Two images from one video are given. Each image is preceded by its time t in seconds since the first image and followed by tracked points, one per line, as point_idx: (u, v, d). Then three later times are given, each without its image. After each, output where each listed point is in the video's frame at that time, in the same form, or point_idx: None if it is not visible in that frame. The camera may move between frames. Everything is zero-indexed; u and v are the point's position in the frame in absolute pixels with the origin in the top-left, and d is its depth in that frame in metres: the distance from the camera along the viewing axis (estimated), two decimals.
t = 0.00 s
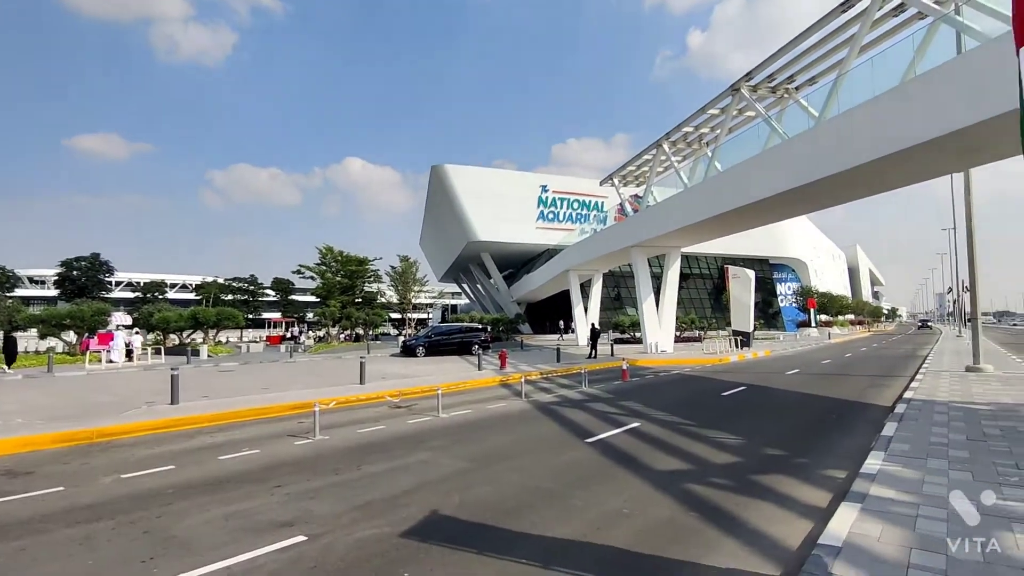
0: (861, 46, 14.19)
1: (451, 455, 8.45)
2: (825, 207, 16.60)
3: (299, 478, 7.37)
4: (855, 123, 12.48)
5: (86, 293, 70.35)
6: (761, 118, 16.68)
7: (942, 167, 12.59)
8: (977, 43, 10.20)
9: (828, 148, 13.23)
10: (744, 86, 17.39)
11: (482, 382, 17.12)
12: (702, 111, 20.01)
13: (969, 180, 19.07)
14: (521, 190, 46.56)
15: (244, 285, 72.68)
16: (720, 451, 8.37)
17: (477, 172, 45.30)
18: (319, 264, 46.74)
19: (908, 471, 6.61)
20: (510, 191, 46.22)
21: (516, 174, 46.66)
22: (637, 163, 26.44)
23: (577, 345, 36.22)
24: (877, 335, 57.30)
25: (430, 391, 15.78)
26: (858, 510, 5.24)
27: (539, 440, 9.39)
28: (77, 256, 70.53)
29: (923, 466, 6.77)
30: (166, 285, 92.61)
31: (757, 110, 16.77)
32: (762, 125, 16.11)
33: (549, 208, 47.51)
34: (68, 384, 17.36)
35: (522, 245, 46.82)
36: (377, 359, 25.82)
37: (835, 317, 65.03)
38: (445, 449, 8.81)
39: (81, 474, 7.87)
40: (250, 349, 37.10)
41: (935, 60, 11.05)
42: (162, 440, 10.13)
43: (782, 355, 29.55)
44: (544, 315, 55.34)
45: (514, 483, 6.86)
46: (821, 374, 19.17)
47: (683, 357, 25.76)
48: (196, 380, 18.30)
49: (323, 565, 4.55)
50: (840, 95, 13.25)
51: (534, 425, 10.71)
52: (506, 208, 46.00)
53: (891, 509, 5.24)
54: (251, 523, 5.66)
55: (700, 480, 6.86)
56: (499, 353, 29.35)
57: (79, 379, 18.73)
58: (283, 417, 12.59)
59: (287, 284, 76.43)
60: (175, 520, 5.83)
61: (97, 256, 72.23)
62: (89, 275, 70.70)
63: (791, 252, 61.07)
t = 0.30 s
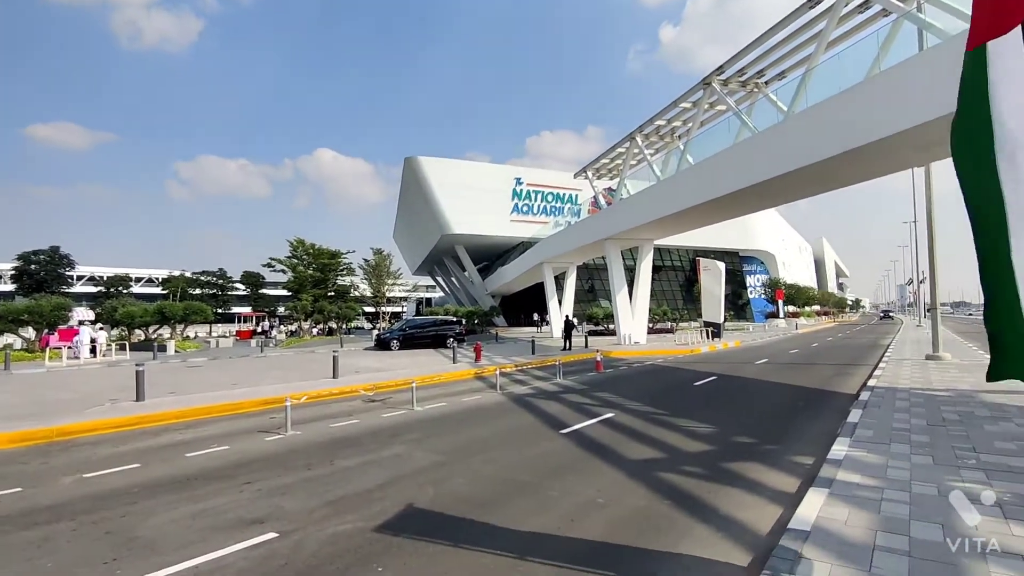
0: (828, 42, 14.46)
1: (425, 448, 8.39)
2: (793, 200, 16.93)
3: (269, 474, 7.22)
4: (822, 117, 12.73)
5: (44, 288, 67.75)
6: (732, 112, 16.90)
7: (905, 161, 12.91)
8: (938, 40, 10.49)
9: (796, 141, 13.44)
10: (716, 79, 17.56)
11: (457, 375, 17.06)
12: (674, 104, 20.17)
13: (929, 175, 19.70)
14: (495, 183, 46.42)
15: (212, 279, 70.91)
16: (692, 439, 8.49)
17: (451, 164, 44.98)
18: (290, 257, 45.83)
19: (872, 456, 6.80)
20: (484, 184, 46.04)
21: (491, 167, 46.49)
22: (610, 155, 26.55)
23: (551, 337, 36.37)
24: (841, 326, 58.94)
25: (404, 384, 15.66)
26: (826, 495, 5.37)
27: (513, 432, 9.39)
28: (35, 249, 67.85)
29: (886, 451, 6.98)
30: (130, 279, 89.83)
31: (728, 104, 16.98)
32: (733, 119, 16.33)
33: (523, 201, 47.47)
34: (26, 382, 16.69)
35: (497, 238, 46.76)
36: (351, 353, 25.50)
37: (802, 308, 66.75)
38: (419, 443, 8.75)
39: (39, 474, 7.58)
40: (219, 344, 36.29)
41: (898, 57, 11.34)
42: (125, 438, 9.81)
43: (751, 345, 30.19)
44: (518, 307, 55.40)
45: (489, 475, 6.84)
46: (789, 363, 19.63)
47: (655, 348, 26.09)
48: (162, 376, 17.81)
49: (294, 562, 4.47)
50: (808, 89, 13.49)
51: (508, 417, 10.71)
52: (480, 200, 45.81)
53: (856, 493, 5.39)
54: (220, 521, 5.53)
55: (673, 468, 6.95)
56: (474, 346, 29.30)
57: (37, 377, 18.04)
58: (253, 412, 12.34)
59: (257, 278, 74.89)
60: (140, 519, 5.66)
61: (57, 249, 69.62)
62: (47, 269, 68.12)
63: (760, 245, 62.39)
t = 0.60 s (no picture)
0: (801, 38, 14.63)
1: (398, 440, 8.28)
2: (764, 195, 17.15)
3: (236, 468, 7.04)
4: (794, 111, 12.88)
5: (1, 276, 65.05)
6: (706, 106, 17.02)
7: (873, 156, 13.16)
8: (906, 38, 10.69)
9: (769, 136, 13.58)
10: (691, 73, 17.65)
11: (430, 366, 16.92)
12: (650, 97, 20.23)
13: (895, 171, 20.18)
14: (471, 173, 46.09)
15: (179, 268, 69.01)
16: (665, 430, 8.56)
17: (426, 153, 44.54)
18: (261, 247, 44.80)
19: (838, 445, 6.95)
20: (461, 174, 45.70)
21: (467, 157, 46.14)
22: (586, 147, 26.56)
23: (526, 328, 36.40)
24: (809, 319, 60.37)
25: (376, 375, 15.46)
26: (794, 484, 5.46)
27: (487, 423, 9.33)
28: None
29: (852, 441, 7.14)
30: (93, 268, 86.95)
31: (703, 97, 17.10)
32: (707, 113, 16.46)
33: (499, 192, 47.25)
34: None
35: (473, 229, 46.50)
36: (323, 345, 25.12)
37: (771, 301, 68.24)
38: (391, 435, 8.63)
39: None
40: (186, 335, 35.37)
41: (868, 54, 11.54)
42: (84, 432, 9.47)
43: (723, 337, 30.69)
44: (494, 299, 55.30)
45: (461, 467, 6.78)
46: (760, 355, 19.98)
47: (629, 340, 26.30)
48: (126, 368, 17.26)
49: (259, 558, 4.34)
50: (781, 84, 13.66)
51: (482, 408, 10.64)
52: (455, 191, 45.45)
53: (824, 482, 5.49)
54: (182, 517, 5.36)
55: (646, 459, 7.00)
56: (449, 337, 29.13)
57: None
58: (220, 404, 12.03)
59: (227, 268, 73.22)
60: (97, 516, 5.44)
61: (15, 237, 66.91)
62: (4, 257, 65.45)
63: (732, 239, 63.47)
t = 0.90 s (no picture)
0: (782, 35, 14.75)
1: (377, 433, 8.20)
2: (744, 191, 17.30)
3: (211, 462, 6.90)
4: (775, 107, 12.98)
5: None
6: (688, 102, 17.09)
7: (850, 154, 13.32)
8: (884, 37, 10.85)
9: (750, 132, 13.68)
10: (674, 68, 17.71)
11: (410, 359, 16.81)
12: (633, 92, 20.26)
13: (872, 169, 20.53)
14: (454, 166, 45.86)
15: (155, 258, 67.60)
16: (644, 423, 8.61)
17: (408, 145, 44.17)
18: (239, 237, 44.01)
19: (814, 438, 7.06)
20: (443, 166, 45.44)
21: (449, 149, 45.88)
22: (569, 142, 26.57)
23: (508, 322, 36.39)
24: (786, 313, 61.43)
25: (356, 368, 15.31)
26: (770, 477, 5.52)
27: (468, 416, 9.29)
28: None
29: (827, 433, 7.26)
30: (64, 258, 84.68)
31: (685, 93, 17.17)
32: (689, 108, 16.54)
33: (482, 185, 47.10)
34: None
35: (455, 222, 46.28)
36: (303, 337, 24.80)
37: (749, 296, 69.29)
38: (370, 428, 8.54)
39: None
40: (162, 327, 34.63)
41: (848, 52, 11.69)
42: (53, 425, 9.21)
43: (702, 331, 31.04)
44: (475, 292, 55.17)
45: (440, 460, 6.73)
46: (738, 349, 20.24)
47: (609, 334, 26.44)
48: (98, 360, 16.83)
49: (233, 553, 4.26)
50: (762, 81, 13.77)
51: (462, 402, 10.60)
52: (438, 183, 45.16)
53: (799, 474, 5.56)
54: (154, 511, 5.23)
55: (625, 452, 7.03)
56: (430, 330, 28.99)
57: None
58: (195, 397, 11.80)
59: (205, 259, 71.95)
60: (65, 511, 5.28)
61: None
62: None
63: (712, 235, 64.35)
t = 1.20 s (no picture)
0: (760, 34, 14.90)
1: (353, 429, 8.13)
2: (721, 188, 17.49)
3: (182, 459, 6.76)
4: (752, 105, 13.13)
5: None
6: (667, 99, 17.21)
7: (824, 152, 13.55)
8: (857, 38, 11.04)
9: (727, 130, 13.83)
10: (653, 65, 17.80)
11: (389, 354, 16.68)
12: (613, 88, 20.32)
13: (844, 168, 20.95)
14: (433, 159, 45.51)
15: (125, 251, 65.90)
16: (621, 417, 8.68)
17: (387, 138, 43.68)
18: (213, 230, 43.13)
19: (786, 432, 7.19)
20: (423, 160, 45.05)
21: (429, 143, 45.50)
22: (549, 136, 26.56)
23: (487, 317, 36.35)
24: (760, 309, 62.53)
25: (333, 363, 15.15)
26: (744, 470, 5.62)
27: (446, 411, 9.26)
28: None
29: (799, 427, 7.41)
30: (29, 249, 82.01)
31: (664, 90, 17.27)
32: (668, 105, 16.66)
33: (461, 179, 46.87)
34: None
35: (434, 216, 45.99)
36: (279, 331, 24.44)
37: (725, 292, 70.44)
38: (347, 423, 8.46)
39: None
40: (133, 321, 33.79)
41: (822, 53, 11.89)
42: (17, 422, 8.92)
43: (679, 327, 31.42)
44: (454, 287, 54.96)
45: (417, 456, 6.69)
46: (713, 344, 20.53)
47: (588, 329, 26.59)
48: (65, 354, 16.35)
49: (205, 552, 4.18)
50: (739, 80, 13.93)
51: (440, 397, 10.55)
52: (417, 177, 44.78)
53: (772, 467, 5.66)
54: (123, 510, 5.11)
55: (603, 446, 7.08)
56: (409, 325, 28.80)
57: None
58: (167, 393, 11.55)
59: (178, 251, 70.43)
60: (29, 511, 5.12)
61: None
62: None
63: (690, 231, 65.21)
